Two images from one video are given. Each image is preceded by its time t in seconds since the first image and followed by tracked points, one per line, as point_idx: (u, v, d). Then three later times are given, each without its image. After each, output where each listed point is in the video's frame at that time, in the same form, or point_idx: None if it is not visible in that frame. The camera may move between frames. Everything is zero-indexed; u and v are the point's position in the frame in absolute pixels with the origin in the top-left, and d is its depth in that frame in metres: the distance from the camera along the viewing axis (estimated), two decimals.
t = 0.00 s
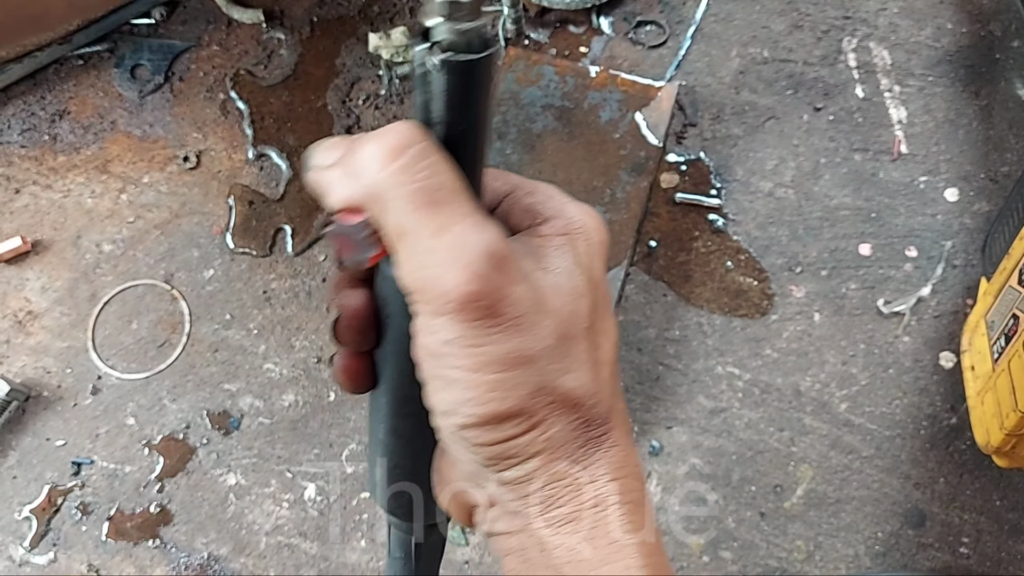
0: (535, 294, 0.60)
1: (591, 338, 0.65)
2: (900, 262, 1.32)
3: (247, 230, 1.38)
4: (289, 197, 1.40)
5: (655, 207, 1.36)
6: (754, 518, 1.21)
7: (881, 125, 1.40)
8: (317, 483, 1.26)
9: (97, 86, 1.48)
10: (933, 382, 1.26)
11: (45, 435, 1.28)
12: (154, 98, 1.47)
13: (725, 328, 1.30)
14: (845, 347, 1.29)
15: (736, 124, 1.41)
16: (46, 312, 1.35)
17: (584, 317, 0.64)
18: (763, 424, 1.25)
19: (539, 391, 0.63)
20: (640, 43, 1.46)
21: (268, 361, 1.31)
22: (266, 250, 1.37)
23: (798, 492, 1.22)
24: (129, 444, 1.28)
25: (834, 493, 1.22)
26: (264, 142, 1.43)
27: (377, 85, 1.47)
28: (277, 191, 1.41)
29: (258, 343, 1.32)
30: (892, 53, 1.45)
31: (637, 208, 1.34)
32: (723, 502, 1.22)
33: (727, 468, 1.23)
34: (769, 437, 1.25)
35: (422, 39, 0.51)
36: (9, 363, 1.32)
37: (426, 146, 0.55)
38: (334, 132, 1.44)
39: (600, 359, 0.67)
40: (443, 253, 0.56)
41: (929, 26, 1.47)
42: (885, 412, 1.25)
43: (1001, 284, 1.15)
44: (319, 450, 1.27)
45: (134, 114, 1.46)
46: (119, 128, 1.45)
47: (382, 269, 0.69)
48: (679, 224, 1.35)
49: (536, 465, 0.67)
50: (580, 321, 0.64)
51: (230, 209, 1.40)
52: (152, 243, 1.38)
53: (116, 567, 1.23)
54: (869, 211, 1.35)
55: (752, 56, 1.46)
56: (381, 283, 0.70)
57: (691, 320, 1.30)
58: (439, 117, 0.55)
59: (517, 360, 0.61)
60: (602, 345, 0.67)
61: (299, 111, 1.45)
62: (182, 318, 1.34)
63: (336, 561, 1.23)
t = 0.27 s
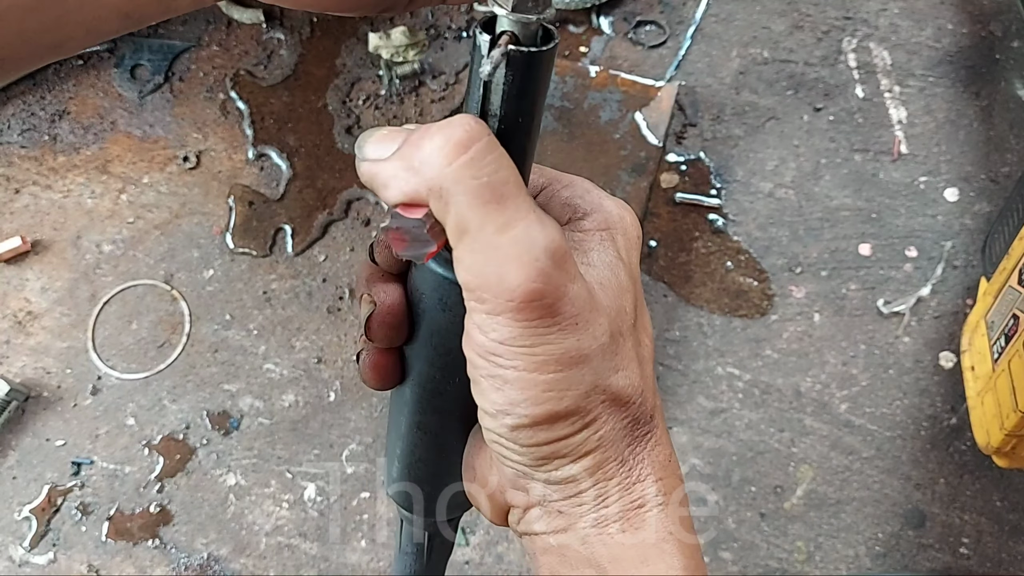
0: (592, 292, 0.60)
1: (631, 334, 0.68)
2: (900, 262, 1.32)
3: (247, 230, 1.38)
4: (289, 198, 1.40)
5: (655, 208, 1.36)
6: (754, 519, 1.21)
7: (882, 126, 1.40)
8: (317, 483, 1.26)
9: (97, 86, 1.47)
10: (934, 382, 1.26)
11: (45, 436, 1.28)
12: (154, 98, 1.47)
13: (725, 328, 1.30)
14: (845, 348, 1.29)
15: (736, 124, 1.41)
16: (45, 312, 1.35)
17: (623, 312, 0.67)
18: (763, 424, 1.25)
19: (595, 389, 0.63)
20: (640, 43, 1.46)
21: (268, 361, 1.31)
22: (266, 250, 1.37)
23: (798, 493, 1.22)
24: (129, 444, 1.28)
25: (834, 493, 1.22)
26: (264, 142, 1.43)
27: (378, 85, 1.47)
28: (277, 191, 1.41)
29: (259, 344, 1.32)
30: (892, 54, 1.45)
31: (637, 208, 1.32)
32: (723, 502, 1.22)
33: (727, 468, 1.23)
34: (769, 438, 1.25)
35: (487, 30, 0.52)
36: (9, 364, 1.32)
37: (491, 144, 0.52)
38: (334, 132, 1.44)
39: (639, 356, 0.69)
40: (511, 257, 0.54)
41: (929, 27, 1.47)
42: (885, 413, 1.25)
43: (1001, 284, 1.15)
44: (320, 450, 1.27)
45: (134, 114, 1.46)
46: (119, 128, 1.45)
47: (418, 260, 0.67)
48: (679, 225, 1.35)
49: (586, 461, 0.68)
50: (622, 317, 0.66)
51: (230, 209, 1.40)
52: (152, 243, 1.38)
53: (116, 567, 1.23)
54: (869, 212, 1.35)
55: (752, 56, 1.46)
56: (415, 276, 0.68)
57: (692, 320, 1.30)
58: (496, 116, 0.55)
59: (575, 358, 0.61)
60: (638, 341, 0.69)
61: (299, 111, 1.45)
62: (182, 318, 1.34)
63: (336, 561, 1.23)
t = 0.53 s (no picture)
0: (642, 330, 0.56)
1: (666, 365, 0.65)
2: (900, 262, 1.32)
3: (247, 230, 1.38)
4: (289, 198, 1.40)
5: (655, 208, 1.35)
6: (755, 519, 1.21)
7: (881, 126, 1.40)
8: (317, 484, 1.26)
9: (96, 86, 1.47)
10: (933, 382, 1.26)
11: (44, 436, 1.28)
12: (153, 98, 1.47)
13: (725, 328, 1.30)
14: (844, 348, 1.29)
15: (736, 124, 1.41)
16: (45, 312, 1.34)
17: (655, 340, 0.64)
18: (763, 424, 1.25)
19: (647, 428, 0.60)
20: (640, 43, 1.45)
21: (268, 361, 1.31)
22: (266, 250, 1.37)
23: (798, 492, 1.22)
24: (129, 444, 1.28)
25: (835, 493, 1.22)
26: (264, 142, 1.43)
27: (378, 85, 1.47)
28: (277, 191, 1.41)
29: (258, 344, 1.32)
30: (892, 54, 1.45)
31: (637, 208, 1.32)
32: (724, 502, 1.22)
33: (727, 469, 1.23)
34: (769, 438, 1.24)
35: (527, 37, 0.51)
36: (9, 364, 1.32)
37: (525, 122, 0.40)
38: (334, 132, 1.44)
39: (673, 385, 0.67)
40: (581, 300, 0.49)
41: (929, 27, 1.47)
42: (884, 413, 1.25)
43: (1001, 284, 1.15)
44: (320, 450, 1.27)
45: (134, 114, 1.46)
46: (119, 128, 1.45)
47: (438, 273, 0.63)
48: (679, 225, 1.35)
49: (631, 500, 0.65)
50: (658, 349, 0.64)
51: (230, 210, 1.40)
52: (152, 244, 1.38)
53: (116, 568, 1.22)
54: (869, 212, 1.35)
55: (752, 56, 1.46)
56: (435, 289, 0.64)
57: (692, 320, 1.30)
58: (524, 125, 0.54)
59: (628, 403, 0.58)
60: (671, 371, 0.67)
61: (299, 112, 1.45)
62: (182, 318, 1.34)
63: (336, 561, 1.23)
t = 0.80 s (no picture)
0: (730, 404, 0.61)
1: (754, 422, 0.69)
2: (900, 262, 1.32)
3: (247, 230, 1.38)
4: (289, 198, 1.40)
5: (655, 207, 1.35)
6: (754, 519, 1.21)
7: (881, 125, 1.40)
8: (317, 483, 1.26)
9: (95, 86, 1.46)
10: (933, 382, 1.26)
11: (44, 436, 1.28)
12: (152, 98, 1.46)
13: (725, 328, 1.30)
14: (844, 347, 1.29)
15: (736, 124, 1.41)
16: (45, 312, 1.35)
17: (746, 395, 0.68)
18: (763, 424, 1.25)
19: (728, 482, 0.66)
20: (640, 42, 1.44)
21: (268, 361, 1.31)
22: (266, 250, 1.37)
23: (797, 492, 1.22)
24: (129, 444, 1.28)
25: (834, 493, 1.22)
26: (264, 142, 1.43)
27: (377, 85, 1.45)
28: (277, 191, 1.41)
29: (258, 344, 1.32)
30: (892, 53, 1.45)
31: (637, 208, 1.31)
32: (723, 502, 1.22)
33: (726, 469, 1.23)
34: (768, 438, 1.25)
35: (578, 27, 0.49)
36: (9, 364, 1.32)
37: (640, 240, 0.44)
38: (334, 132, 1.44)
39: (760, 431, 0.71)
40: (679, 390, 0.54)
41: (929, 26, 1.46)
42: (884, 413, 1.25)
43: (1001, 284, 1.15)
44: (320, 450, 1.27)
45: (133, 114, 1.45)
46: (118, 128, 1.44)
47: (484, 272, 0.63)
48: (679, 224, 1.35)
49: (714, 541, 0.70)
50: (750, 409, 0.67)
51: (230, 209, 1.40)
52: (152, 243, 1.38)
53: (116, 567, 1.23)
54: (869, 212, 1.35)
55: (752, 56, 1.45)
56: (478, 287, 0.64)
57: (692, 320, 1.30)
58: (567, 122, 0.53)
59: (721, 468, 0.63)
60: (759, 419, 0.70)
61: (299, 112, 1.44)
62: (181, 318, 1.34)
63: (336, 561, 1.23)
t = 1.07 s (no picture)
0: (780, 482, 0.69)
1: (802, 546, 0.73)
2: (900, 262, 1.32)
3: (247, 230, 1.38)
4: (288, 198, 1.39)
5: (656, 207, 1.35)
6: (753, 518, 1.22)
7: (881, 125, 1.40)
8: (317, 484, 1.26)
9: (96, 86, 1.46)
10: (933, 382, 1.27)
11: (44, 436, 1.28)
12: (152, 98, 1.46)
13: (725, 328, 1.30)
14: (844, 347, 1.29)
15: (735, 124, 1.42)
16: (45, 312, 1.35)
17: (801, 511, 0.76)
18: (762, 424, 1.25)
19: (775, 561, 0.69)
20: (640, 43, 1.46)
21: (268, 361, 1.31)
22: (266, 250, 1.37)
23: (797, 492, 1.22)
24: (129, 444, 1.28)
25: (834, 493, 1.22)
26: (263, 141, 1.42)
27: (377, 85, 1.44)
28: (277, 191, 1.40)
29: (258, 344, 1.32)
30: (892, 53, 1.45)
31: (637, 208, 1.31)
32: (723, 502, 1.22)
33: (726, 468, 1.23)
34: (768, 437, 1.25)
35: (759, 43, 0.56)
36: (9, 364, 1.32)
37: (742, 263, 0.62)
38: (334, 132, 1.42)
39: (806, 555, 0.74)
40: (736, 423, 0.64)
41: (928, 26, 1.46)
42: (884, 412, 1.25)
43: (1002, 284, 1.15)
44: (320, 450, 1.27)
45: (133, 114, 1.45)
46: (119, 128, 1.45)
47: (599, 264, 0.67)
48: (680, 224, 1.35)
49: None
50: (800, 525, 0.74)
51: (230, 209, 1.39)
52: (152, 243, 1.38)
53: (116, 567, 1.23)
54: (869, 211, 1.35)
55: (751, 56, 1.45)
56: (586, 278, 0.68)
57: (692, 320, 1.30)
58: (720, 126, 0.59)
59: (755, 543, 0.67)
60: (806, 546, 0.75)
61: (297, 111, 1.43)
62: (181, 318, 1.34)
63: (336, 561, 1.23)
